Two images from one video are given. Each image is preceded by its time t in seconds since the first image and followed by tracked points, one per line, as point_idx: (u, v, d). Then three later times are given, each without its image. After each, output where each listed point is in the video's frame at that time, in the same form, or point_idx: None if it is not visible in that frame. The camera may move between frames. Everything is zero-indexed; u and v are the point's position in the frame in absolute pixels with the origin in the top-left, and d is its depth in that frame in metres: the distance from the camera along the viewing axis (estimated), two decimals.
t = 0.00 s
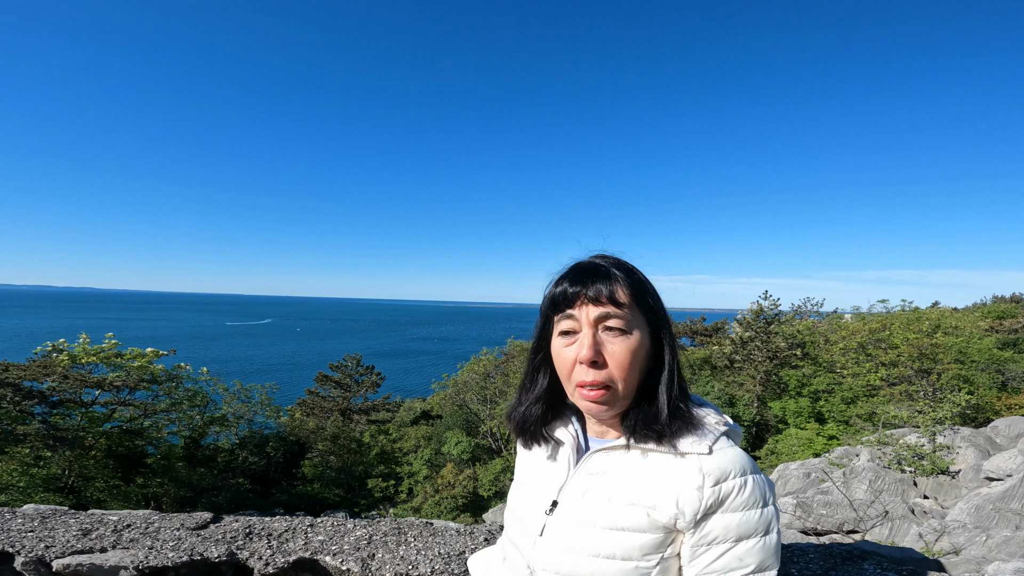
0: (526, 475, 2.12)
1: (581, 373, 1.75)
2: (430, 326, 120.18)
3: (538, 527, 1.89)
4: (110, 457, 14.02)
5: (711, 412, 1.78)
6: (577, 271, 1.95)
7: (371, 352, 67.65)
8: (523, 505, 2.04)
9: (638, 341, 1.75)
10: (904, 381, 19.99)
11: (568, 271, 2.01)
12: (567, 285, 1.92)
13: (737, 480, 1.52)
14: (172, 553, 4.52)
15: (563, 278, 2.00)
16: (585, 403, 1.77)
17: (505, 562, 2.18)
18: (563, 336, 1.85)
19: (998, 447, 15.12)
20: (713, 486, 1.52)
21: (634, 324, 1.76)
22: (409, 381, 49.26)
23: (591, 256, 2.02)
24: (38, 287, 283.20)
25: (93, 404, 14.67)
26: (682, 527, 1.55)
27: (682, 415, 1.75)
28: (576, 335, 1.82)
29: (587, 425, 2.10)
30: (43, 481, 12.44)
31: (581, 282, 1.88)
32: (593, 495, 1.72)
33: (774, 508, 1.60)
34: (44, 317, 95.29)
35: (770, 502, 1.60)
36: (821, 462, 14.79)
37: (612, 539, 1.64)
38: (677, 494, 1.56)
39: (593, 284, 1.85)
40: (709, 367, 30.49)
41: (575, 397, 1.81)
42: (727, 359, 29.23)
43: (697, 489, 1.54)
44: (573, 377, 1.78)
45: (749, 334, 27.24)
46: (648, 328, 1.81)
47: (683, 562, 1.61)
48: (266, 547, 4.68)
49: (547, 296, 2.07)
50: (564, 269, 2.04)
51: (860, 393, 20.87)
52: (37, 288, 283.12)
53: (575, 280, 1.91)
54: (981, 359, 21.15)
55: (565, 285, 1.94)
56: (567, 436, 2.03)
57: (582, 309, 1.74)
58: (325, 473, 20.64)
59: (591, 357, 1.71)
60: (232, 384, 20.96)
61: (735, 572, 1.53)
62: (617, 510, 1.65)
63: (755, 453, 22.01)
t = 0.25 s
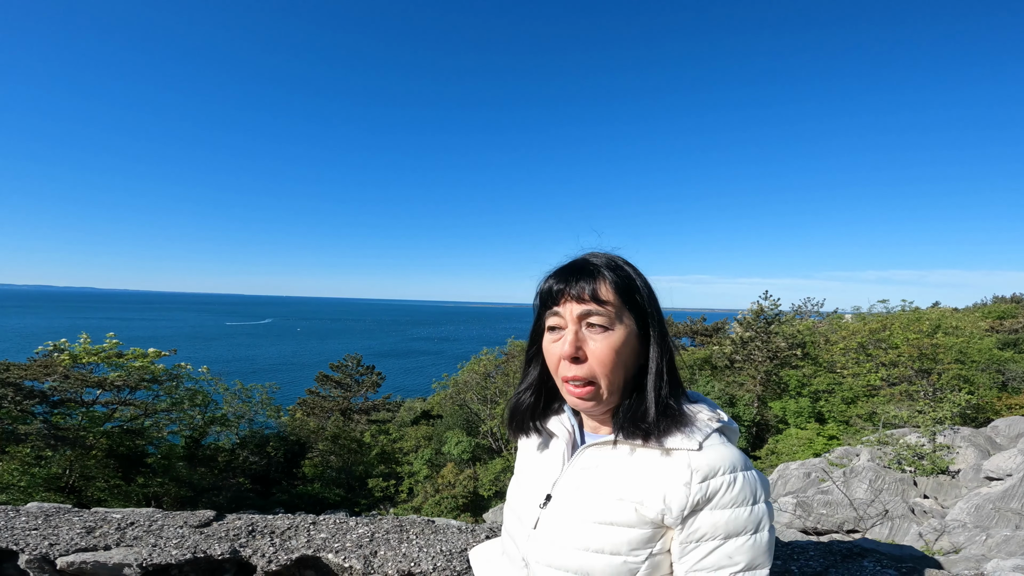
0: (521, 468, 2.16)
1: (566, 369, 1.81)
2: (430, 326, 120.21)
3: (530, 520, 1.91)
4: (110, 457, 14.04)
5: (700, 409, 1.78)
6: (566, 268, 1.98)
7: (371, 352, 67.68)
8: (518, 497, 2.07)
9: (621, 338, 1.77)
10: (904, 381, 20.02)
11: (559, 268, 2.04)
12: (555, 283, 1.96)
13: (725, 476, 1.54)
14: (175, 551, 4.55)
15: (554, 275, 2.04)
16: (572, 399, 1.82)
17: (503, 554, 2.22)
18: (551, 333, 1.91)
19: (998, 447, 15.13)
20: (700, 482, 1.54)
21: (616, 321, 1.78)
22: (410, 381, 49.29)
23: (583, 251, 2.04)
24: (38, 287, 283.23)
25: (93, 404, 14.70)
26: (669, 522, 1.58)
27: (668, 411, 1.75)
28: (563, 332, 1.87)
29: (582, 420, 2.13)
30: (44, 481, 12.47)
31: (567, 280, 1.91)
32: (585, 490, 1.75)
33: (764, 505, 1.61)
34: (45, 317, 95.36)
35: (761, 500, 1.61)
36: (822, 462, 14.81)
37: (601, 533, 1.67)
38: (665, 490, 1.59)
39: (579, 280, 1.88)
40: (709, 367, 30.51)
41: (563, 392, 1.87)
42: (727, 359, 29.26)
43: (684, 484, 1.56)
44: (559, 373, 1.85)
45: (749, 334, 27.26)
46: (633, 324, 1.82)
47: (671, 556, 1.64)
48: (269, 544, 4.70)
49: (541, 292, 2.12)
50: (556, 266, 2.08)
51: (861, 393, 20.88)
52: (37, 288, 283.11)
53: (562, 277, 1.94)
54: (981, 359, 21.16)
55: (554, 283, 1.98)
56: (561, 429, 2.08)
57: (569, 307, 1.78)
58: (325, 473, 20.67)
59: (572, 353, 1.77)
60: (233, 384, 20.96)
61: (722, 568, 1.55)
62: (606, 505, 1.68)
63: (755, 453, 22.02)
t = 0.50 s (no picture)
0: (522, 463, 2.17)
1: (554, 369, 1.84)
2: (430, 326, 120.25)
3: (530, 517, 1.91)
4: (111, 457, 14.04)
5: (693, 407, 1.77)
6: (558, 267, 1.99)
7: (371, 351, 67.69)
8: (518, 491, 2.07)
9: (608, 338, 1.77)
10: (905, 381, 20.02)
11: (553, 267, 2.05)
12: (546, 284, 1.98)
13: (721, 475, 1.54)
14: (178, 550, 4.55)
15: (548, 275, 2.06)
16: (563, 397, 1.84)
17: (504, 550, 2.23)
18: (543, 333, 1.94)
19: (999, 447, 15.13)
20: (694, 481, 1.55)
21: (604, 322, 1.79)
22: (410, 381, 49.31)
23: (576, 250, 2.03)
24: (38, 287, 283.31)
25: (94, 403, 14.72)
26: (664, 521, 1.57)
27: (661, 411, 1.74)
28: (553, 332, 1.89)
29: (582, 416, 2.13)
30: (44, 480, 12.48)
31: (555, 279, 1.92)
32: (584, 488, 1.74)
33: (762, 506, 1.60)
34: (45, 317, 95.41)
35: (758, 500, 1.60)
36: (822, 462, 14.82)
37: (597, 530, 1.67)
38: (659, 489, 1.59)
39: (567, 282, 1.88)
40: (710, 367, 30.52)
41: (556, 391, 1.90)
42: (728, 360, 29.25)
43: (678, 483, 1.57)
44: (550, 372, 1.88)
45: (750, 334, 27.25)
46: (623, 324, 1.81)
47: (668, 556, 1.63)
48: (271, 544, 4.70)
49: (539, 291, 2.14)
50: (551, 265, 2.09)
51: (861, 394, 20.87)
52: (37, 288, 283.17)
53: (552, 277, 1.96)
54: (982, 359, 21.16)
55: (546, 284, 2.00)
56: (561, 425, 2.09)
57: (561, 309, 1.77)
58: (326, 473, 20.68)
59: (557, 355, 1.79)
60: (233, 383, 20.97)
61: (717, 567, 1.55)
62: (604, 501, 1.68)
63: (756, 453, 22.02)
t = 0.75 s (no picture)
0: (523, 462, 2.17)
1: (563, 356, 1.79)
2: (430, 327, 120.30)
3: (533, 518, 1.91)
4: (112, 457, 14.02)
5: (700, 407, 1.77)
6: (569, 263, 2.02)
7: (372, 351, 67.70)
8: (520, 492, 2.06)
9: (621, 329, 1.77)
10: (906, 381, 20.03)
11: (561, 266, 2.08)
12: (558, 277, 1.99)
13: (724, 476, 1.53)
14: (180, 551, 4.54)
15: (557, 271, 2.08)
16: (569, 388, 1.78)
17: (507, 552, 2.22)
18: (551, 324, 1.91)
19: (1000, 447, 15.13)
20: (697, 482, 1.54)
21: (616, 311, 1.79)
22: (411, 381, 49.34)
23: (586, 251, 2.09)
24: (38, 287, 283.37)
25: (95, 403, 14.74)
26: (667, 521, 1.57)
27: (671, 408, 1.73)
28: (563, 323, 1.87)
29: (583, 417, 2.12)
30: (44, 480, 12.50)
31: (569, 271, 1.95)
32: (587, 489, 1.73)
33: (766, 507, 1.59)
34: (45, 317, 95.47)
35: (762, 500, 1.59)
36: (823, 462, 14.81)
37: (601, 531, 1.67)
38: (662, 490, 1.58)
39: (581, 274, 1.90)
40: (710, 368, 30.52)
41: (560, 383, 1.84)
42: (728, 360, 29.25)
43: (681, 484, 1.56)
44: (558, 361, 1.82)
45: (750, 334, 27.26)
46: (634, 316, 1.83)
47: (671, 556, 1.63)
48: (274, 545, 4.69)
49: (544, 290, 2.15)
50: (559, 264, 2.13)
51: (862, 394, 20.87)
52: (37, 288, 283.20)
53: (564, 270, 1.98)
54: (982, 360, 21.16)
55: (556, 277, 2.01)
56: (564, 425, 2.07)
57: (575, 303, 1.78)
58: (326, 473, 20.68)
59: (571, 338, 1.75)
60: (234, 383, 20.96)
61: (719, 567, 1.54)
62: (608, 502, 1.67)
63: (757, 453, 22.01)
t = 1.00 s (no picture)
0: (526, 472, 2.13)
1: (589, 369, 1.74)
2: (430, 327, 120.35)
3: (542, 528, 1.88)
4: (112, 457, 14.01)
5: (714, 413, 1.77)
6: (579, 270, 1.98)
7: (372, 352, 67.66)
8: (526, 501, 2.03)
9: (644, 338, 1.78)
10: (906, 382, 20.03)
11: (569, 272, 2.04)
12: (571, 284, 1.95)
13: (740, 478, 1.54)
14: (181, 555, 4.52)
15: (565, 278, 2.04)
16: (592, 401, 1.74)
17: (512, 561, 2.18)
18: (568, 333, 1.86)
19: (1000, 447, 15.13)
20: (716, 485, 1.54)
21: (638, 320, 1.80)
22: (411, 381, 49.32)
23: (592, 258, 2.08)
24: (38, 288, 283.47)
25: (94, 403, 14.71)
26: (686, 525, 1.56)
27: (689, 416, 1.74)
28: (583, 332, 1.82)
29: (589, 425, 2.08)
30: (44, 481, 12.49)
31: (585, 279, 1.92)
32: (601, 497, 1.71)
33: (778, 506, 1.61)
34: (45, 317, 95.41)
35: (774, 500, 1.61)
36: (823, 463, 14.81)
37: (618, 538, 1.65)
38: (681, 495, 1.57)
39: (599, 282, 1.89)
40: (710, 368, 30.53)
41: (581, 396, 1.80)
42: (728, 360, 29.24)
43: (700, 487, 1.55)
44: (580, 374, 1.77)
45: (750, 334, 27.27)
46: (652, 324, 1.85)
47: (688, 560, 1.62)
48: (275, 548, 4.68)
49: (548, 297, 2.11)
50: (564, 270, 2.10)
51: (862, 394, 20.85)
52: (37, 288, 283.28)
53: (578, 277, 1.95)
54: (983, 360, 21.17)
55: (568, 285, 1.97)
56: (567, 433, 2.02)
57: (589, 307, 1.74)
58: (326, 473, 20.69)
59: (600, 350, 1.71)
60: (234, 384, 20.94)
61: (737, 568, 1.54)
62: (624, 508, 1.66)
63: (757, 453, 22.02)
